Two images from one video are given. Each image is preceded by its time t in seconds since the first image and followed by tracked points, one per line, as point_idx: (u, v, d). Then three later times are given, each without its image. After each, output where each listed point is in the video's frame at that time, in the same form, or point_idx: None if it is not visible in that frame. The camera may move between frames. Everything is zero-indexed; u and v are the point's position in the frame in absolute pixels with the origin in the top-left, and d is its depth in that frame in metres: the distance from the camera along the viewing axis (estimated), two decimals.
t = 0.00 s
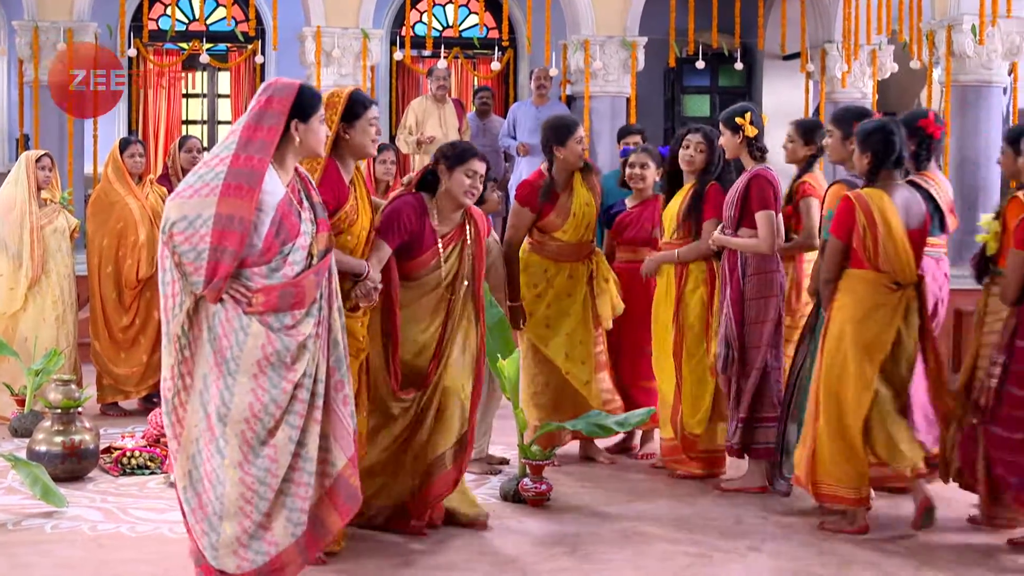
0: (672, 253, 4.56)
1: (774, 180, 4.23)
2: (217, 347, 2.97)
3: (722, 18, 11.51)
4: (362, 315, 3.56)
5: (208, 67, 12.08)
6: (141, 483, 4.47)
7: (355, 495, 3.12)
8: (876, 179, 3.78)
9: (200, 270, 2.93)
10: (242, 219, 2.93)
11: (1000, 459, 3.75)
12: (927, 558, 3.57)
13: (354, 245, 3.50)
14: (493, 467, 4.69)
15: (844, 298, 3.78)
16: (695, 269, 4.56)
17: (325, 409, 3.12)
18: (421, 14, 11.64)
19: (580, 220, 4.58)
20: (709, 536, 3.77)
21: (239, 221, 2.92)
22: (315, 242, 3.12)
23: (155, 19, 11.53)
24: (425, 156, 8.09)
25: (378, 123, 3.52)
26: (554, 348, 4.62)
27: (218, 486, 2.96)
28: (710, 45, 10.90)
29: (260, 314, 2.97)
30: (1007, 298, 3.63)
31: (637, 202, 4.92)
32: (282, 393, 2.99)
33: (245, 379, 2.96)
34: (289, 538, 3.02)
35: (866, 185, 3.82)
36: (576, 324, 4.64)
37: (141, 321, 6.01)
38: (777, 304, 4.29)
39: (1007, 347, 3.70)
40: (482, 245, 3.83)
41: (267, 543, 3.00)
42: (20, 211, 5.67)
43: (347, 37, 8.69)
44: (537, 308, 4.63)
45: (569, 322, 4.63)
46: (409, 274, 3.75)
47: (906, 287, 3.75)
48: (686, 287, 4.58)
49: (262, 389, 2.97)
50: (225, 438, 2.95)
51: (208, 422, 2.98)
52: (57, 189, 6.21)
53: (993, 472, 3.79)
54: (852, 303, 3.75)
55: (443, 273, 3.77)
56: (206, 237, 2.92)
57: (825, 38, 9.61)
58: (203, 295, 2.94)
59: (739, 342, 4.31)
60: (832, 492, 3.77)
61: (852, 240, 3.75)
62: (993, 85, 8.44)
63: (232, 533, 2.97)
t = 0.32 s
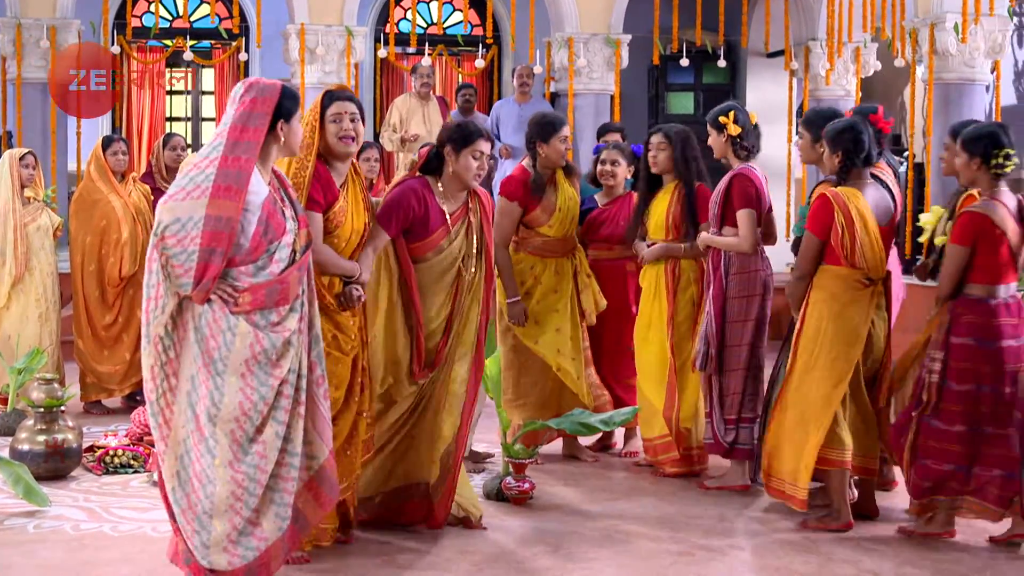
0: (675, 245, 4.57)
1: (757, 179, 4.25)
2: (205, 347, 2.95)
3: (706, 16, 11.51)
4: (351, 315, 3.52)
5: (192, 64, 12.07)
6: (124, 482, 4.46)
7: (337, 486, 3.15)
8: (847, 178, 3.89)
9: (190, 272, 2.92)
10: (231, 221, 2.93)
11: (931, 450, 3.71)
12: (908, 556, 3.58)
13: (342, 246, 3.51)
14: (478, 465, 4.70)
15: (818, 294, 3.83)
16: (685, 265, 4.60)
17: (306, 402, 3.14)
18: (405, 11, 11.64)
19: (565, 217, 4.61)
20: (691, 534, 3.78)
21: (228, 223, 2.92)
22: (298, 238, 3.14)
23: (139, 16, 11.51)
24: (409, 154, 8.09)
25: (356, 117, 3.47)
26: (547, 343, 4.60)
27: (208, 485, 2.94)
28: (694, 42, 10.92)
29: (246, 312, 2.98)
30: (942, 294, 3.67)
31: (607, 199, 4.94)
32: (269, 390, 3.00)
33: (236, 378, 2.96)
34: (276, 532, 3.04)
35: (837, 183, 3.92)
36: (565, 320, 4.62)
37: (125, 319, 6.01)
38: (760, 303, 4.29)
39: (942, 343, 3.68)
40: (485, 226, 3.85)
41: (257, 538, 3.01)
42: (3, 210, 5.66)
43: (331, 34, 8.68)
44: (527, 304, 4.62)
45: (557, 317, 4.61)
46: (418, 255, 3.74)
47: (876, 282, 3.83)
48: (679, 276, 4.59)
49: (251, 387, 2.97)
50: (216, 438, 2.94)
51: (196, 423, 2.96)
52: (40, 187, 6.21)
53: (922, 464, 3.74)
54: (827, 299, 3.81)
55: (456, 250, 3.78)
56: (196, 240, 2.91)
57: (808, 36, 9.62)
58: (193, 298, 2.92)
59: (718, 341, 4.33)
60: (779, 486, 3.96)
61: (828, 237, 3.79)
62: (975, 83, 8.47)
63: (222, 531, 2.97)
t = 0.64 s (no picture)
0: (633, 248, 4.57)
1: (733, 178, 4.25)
2: (193, 348, 2.96)
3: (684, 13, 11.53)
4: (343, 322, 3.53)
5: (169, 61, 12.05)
6: (100, 481, 4.46)
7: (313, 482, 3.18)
8: (825, 175, 3.92)
9: (179, 275, 2.90)
10: (222, 222, 2.93)
11: (884, 442, 3.72)
12: (884, 554, 3.59)
13: (326, 247, 3.50)
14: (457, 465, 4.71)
15: (807, 288, 3.84)
16: (640, 266, 4.59)
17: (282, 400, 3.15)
18: (382, 8, 11.63)
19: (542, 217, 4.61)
20: (668, 533, 3.79)
21: (217, 224, 2.92)
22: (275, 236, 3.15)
23: (115, 13, 11.48)
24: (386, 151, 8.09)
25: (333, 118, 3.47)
26: (520, 343, 4.63)
27: (198, 485, 2.95)
28: (672, 40, 10.94)
29: (231, 311, 3.00)
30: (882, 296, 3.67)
31: (582, 198, 4.95)
32: (255, 389, 3.01)
33: (225, 378, 2.97)
34: (258, 529, 3.05)
35: (814, 181, 3.95)
36: (539, 320, 4.64)
37: (102, 317, 5.99)
38: (737, 301, 4.31)
39: (888, 334, 3.69)
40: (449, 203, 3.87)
41: (240, 536, 3.03)
42: None
43: (309, 32, 8.67)
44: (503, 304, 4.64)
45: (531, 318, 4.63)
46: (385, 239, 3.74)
47: (858, 275, 3.86)
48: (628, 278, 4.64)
49: (239, 386, 2.98)
50: (207, 439, 2.95)
51: (185, 424, 2.95)
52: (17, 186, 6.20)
53: (876, 457, 3.74)
54: (816, 296, 3.82)
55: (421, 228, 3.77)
56: (188, 242, 2.90)
57: (785, 33, 9.65)
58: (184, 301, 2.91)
59: (699, 338, 4.33)
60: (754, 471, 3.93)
61: (814, 233, 3.81)
62: (952, 81, 8.49)
63: (210, 530, 2.98)
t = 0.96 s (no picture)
0: (615, 246, 4.60)
1: (719, 179, 4.26)
2: (174, 347, 2.96)
3: (669, 11, 11.54)
4: (319, 307, 3.53)
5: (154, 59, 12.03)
6: (84, 481, 4.45)
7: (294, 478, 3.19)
8: (796, 175, 3.94)
9: (158, 275, 2.91)
10: (201, 221, 2.93)
11: (873, 442, 3.71)
12: (868, 553, 3.60)
13: (303, 237, 3.49)
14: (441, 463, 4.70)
15: (779, 290, 3.86)
16: (622, 266, 4.59)
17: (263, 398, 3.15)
18: (368, 6, 11.62)
19: (528, 219, 4.60)
20: (653, 532, 3.80)
21: (195, 224, 2.92)
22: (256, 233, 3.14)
23: (100, 11, 11.47)
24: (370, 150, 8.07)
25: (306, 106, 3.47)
26: (501, 343, 4.64)
27: (184, 485, 2.95)
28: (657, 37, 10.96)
29: (212, 310, 3.00)
30: (881, 293, 3.64)
31: (565, 197, 4.95)
32: (238, 387, 3.01)
33: (207, 378, 2.97)
34: (242, 526, 3.06)
35: (785, 181, 3.97)
36: (520, 320, 4.64)
37: (87, 316, 5.98)
38: (722, 302, 4.34)
39: (885, 334, 3.66)
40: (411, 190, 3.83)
41: (224, 535, 3.03)
42: None
43: (294, 30, 8.66)
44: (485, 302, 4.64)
45: (513, 320, 4.64)
46: (354, 229, 3.70)
47: (833, 276, 3.87)
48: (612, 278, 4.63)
49: (222, 385, 2.99)
50: (192, 439, 2.95)
51: (169, 425, 2.94)
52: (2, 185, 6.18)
53: (860, 456, 3.74)
54: (790, 295, 3.83)
55: (391, 218, 3.74)
56: (166, 240, 2.91)
57: (771, 31, 9.68)
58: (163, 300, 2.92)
59: (685, 339, 4.32)
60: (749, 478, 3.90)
61: (783, 234, 3.84)
62: (936, 79, 8.51)
63: (196, 530, 2.98)
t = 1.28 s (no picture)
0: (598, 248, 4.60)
1: (702, 180, 4.26)
2: (149, 349, 2.95)
3: (653, 11, 11.55)
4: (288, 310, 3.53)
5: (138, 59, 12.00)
6: (67, 483, 4.44)
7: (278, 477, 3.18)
8: (770, 177, 3.94)
9: (130, 278, 2.89)
10: (172, 223, 2.92)
11: (867, 443, 3.70)
12: (851, 552, 3.60)
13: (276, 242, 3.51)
14: (425, 464, 4.69)
15: (760, 295, 3.86)
16: (607, 266, 4.58)
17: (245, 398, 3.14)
18: (352, 7, 11.61)
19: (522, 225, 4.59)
20: (637, 532, 3.79)
21: (165, 226, 2.91)
22: (232, 233, 3.13)
23: (84, 12, 11.44)
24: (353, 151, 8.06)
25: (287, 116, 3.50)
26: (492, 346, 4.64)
27: (162, 486, 2.94)
28: (641, 37, 10.97)
29: (188, 311, 2.99)
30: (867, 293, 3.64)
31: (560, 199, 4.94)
32: (216, 387, 3.00)
33: (182, 380, 2.96)
34: (225, 526, 3.05)
35: (760, 183, 3.97)
36: (512, 323, 4.65)
37: (69, 318, 5.98)
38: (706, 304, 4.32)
39: (873, 335, 3.67)
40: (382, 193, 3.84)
41: (208, 534, 3.02)
42: None
43: (278, 30, 8.65)
44: (474, 304, 4.65)
45: (503, 321, 4.64)
46: (326, 230, 3.68)
47: (812, 278, 3.88)
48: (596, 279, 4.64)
49: (198, 386, 2.98)
50: (168, 441, 2.95)
51: (144, 427, 2.94)
52: None
53: (856, 458, 3.74)
54: (772, 298, 3.84)
55: (363, 221, 3.74)
56: (137, 243, 2.90)
57: (754, 32, 9.69)
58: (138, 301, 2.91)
59: (668, 339, 4.33)
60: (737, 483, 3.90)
61: (766, 237, 3.82)
62: (919, 80, 8.53)
63: (176, 530, 2.97)
